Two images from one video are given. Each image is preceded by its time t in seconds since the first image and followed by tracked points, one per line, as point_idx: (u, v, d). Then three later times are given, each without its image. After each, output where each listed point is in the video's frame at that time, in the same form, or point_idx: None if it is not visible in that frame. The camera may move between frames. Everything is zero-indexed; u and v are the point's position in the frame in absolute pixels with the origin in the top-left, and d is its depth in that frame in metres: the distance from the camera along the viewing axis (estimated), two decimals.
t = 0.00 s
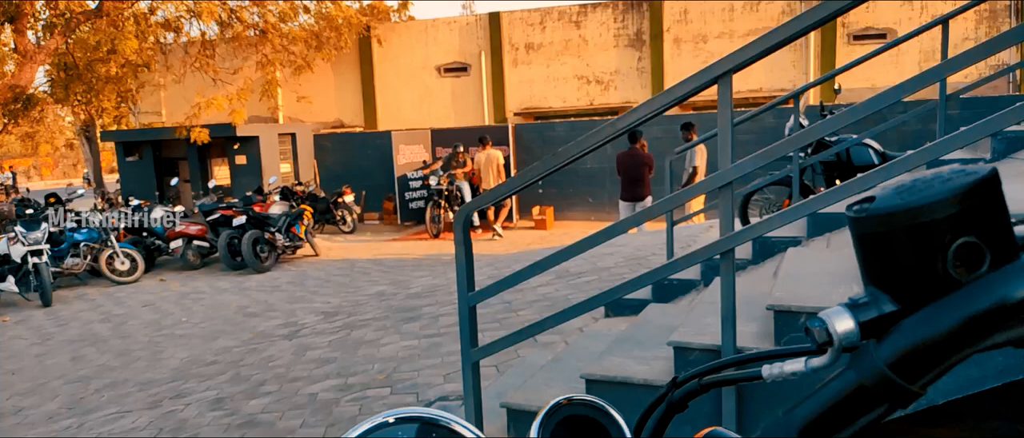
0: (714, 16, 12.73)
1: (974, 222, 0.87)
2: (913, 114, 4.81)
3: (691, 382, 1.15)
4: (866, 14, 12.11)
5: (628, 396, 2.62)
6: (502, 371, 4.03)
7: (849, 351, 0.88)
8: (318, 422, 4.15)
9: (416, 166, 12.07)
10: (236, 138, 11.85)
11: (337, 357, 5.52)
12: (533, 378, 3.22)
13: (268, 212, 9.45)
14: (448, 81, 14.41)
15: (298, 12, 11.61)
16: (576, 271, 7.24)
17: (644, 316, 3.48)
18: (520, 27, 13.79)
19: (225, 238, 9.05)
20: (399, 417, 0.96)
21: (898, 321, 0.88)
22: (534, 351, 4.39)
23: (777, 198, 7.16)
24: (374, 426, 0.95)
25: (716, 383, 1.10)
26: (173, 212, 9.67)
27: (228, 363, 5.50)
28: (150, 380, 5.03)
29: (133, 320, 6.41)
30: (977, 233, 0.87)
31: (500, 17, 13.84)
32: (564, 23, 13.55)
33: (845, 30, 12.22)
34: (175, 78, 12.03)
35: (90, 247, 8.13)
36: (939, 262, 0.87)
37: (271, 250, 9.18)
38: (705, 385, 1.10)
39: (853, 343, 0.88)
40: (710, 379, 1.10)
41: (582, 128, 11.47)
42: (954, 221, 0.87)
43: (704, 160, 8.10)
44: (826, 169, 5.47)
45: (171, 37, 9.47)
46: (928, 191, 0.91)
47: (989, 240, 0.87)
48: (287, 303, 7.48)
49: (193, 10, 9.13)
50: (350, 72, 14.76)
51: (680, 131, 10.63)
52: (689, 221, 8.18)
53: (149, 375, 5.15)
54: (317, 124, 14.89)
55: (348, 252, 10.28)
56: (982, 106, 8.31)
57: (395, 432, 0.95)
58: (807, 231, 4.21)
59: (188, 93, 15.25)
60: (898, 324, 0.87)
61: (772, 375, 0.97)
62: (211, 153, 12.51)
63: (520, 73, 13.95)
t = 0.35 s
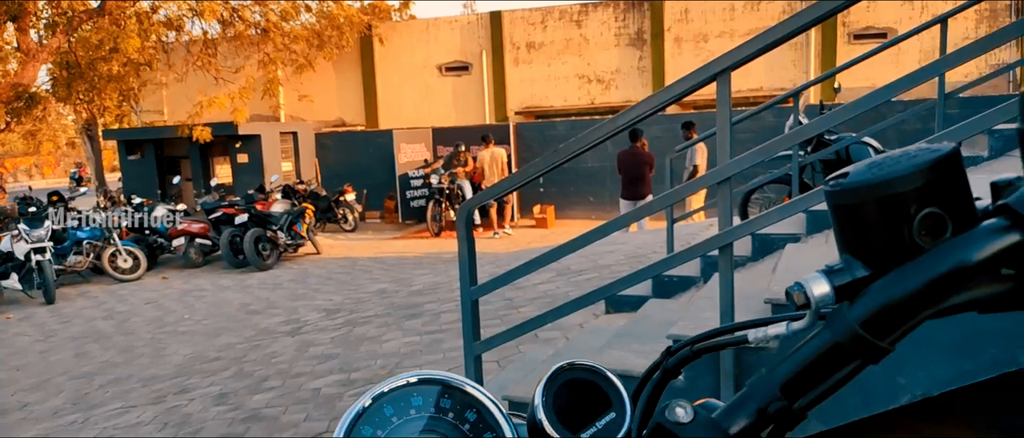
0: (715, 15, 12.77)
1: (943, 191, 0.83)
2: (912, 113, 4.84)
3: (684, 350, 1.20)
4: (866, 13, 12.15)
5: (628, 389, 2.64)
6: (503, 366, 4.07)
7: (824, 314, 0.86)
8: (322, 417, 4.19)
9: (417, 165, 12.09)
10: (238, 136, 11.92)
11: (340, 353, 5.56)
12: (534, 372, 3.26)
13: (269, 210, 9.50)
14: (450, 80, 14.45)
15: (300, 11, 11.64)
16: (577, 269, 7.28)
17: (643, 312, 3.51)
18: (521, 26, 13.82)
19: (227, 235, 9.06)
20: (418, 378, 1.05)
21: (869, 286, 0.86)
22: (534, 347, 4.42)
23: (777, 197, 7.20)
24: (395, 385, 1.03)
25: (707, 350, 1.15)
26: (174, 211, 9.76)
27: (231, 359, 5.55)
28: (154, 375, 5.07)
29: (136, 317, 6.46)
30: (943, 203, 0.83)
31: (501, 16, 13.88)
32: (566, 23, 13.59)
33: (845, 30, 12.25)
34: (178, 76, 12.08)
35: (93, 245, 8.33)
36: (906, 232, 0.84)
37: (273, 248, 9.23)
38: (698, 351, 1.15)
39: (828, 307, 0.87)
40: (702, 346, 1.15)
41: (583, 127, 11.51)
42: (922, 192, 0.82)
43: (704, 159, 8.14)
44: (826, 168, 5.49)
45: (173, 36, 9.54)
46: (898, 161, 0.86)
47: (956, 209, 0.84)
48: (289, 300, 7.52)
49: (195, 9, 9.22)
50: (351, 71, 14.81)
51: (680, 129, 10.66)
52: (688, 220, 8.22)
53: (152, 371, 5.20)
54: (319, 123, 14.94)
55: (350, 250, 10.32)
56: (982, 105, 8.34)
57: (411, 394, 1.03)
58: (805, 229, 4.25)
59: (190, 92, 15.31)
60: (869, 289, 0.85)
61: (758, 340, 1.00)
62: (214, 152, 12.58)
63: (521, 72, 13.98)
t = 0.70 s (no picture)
0: (716, 15, 12.81)
1: (918, 174, 0.87)
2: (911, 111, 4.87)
3: (682, 327, 1.22)
4: (867, 13, 12.18)
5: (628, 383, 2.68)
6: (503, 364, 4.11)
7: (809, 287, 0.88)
8: (325, 412, 4.23)
9: (418, 164, 12.10)
10: (239, 136, 11.98)
11: (342, 350, 5.60)
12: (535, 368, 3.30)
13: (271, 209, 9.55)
14: (451, 79, 14.48)
15: (302, 11, 11.66)
16: (578, 268, 7.31)
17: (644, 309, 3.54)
18: (523, 26, 13.87)
19: (229, 234, 9.08)
20: (433, 352, 1.11)
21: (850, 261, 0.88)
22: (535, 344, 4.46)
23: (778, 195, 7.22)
24: (412, 358, 1.11)
25: (703, 328, 1.19)
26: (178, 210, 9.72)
27: (234, 357, 5.58)
28: (158, 373, 5.11)
29: (139, 315, 6.50)
30: (918, 186, 0.86)
31: (503, 16, 13.92)
32: (567, 22, 13.63)
33: (847, 29, 12.27)
34: (180, 76, 12.10)
35: (96, 243, 8.24)
36: (883, 212, 0.87)
37: (275, 247, 9.28)
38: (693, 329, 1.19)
39: (811, 281, 0.88)
40: (697, 324, 1.19)
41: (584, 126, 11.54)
42: (898, 176, 0.86)
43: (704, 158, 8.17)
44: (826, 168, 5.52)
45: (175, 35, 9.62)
46: (878, 148, 0.89)
47: (930, 191, 0.87)
48: (291, 299, 7.56)
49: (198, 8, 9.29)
50: (353, 70, 14.84)
51: (681, 129, 10.69)
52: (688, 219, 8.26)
53: (156, 368, 5.23)
54: (320, 122, 14.99)
55: (351, 249, 10.36)
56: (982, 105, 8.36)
57: (425, 367, 1.10)
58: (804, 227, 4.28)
59: (192, 92, 15.34)
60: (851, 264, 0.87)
61: (748, 314, 1.03)
62: (216, 151, 12.61)
63: (522, 71, 14.01)
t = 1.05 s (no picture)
0: (716, 14, 12.84)
1: (895, 158, 0.88)
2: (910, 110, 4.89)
3: (678, 305, 1.27)
4: (867, 12, 12.20)
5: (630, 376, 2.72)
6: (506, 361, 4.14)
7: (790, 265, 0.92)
8: (328, 408, 4.27)
9: (420, 163, 12.15)
10: (241, 135, 12.03)
11: (345, 347, 5.64)
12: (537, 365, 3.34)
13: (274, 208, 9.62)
14: (452, 78, 14.51)
15: (303, 10, 11.68)
16: (579, 266, 7.35)
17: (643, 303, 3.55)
18: (524, 25, 13.91)
19: (231, 233, 9.12)
20: (449, 326, 1.28)
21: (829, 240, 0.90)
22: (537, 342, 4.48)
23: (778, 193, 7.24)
24: (429, 331, 1.27)
25: (696, 305, 1.22)
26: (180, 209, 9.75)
27: (238, 355, 5.61)
28: (162, 370, 5.16)
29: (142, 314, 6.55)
30: (892, 170, 0.88)
31: (504, 16, 13.96)
32: (568, 22, 13.67)
33: (847, 28, 12.29)
34: (182, 76, 12.14)
35: (98, 243, 8.24)
36: (860, 194, 0.88)
37: (277, 246, 9.33)
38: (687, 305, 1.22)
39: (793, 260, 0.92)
40: (692, 299, 1.21)
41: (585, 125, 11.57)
42: (876, 160, 0.87)
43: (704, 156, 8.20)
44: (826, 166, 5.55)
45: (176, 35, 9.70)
46: (855, 133, 0.90)
47: (906, 174, 0.88)
48: (293, 297, 7.60)
49: (200, 8, 9.35)
50: (354, 70, 14.88)
51: (682, 128, 10.72)
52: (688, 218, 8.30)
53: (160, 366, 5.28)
54: (322, 121, 15.04)
55: (353, 248, 10.40)
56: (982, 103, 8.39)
57: (438, 341, 1.27)
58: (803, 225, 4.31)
59: (194, 91, 15.37)
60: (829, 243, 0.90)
61: (736, 291, 1.05)
62: (218, 151, 12.65)
63: (523, 71, 14.06)
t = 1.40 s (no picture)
0: (717, 15, 12.88)
1: (872, 144, 0.89)
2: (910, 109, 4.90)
3: (674, 284, 1.26)
4: (867, 13, 12.23)
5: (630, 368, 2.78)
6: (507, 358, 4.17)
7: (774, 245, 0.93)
8: (331, 404, 4.32)
9: (421, 163, 12.19)
10: (243, 135, 12.06)
11: (347, 345, 5.68)
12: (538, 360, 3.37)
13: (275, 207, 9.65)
14: (453, 79, 14.54)
15: (305, 10, 11.69)
16: (580, 265, 7.37)
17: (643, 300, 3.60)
18: (524, 25, 13.96)
19: (233, 233, 9.13)
20: (461, 303, 1.31)
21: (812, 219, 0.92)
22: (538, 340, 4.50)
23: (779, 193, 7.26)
24: (440, 307, 1.30)
25: (689, 285, 1.22)
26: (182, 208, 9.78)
27: (240, 352, 5.65)
28: (165, 368, 5.21)
29: (145, 313, 6.60)
30: (870, 154, 0.90)
31: (504, 16, 14.02)
32: (569, 22, 13.72)
33: (847, 29, 12.32)
34: (184, 75, 12.17)
35: (101, 241, 8.30)
36: (839, 176, 0.90)
37: (279, 245, 9.36)
38: (681, 284, 1.22)
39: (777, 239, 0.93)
40: (685, 280, 1.22)
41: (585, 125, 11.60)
42: (855, 145, 0.89)
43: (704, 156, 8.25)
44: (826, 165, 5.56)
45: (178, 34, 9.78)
46: (834, 121, 0.92)
47: (882, 157, 0.90)
48: (295, 296, 7.64)
49: (202, 8, 9.42)
50: (355, 71, 14.91)
51: (682, 128, 10.74)
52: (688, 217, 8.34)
53: (163, 364, 5.33)
54: (323, 121, 15.08)
55: (354, 248, 10.42)
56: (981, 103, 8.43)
57: (446, 319, 1.30)
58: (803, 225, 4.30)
59: (196, 91, 15.40)
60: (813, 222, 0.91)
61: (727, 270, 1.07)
62: (219, 150, 12.68)
63: (524, 70, 14.09)
